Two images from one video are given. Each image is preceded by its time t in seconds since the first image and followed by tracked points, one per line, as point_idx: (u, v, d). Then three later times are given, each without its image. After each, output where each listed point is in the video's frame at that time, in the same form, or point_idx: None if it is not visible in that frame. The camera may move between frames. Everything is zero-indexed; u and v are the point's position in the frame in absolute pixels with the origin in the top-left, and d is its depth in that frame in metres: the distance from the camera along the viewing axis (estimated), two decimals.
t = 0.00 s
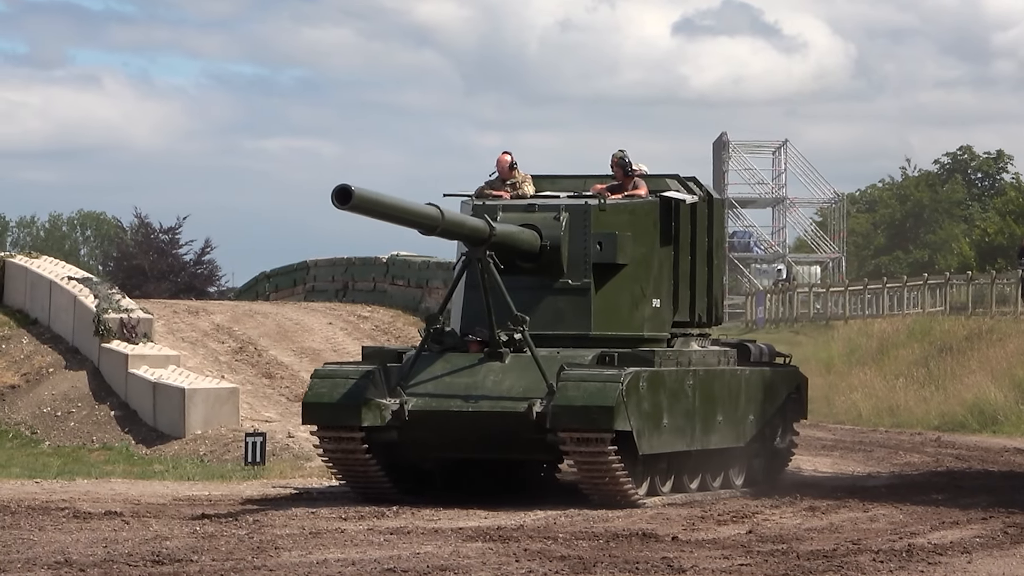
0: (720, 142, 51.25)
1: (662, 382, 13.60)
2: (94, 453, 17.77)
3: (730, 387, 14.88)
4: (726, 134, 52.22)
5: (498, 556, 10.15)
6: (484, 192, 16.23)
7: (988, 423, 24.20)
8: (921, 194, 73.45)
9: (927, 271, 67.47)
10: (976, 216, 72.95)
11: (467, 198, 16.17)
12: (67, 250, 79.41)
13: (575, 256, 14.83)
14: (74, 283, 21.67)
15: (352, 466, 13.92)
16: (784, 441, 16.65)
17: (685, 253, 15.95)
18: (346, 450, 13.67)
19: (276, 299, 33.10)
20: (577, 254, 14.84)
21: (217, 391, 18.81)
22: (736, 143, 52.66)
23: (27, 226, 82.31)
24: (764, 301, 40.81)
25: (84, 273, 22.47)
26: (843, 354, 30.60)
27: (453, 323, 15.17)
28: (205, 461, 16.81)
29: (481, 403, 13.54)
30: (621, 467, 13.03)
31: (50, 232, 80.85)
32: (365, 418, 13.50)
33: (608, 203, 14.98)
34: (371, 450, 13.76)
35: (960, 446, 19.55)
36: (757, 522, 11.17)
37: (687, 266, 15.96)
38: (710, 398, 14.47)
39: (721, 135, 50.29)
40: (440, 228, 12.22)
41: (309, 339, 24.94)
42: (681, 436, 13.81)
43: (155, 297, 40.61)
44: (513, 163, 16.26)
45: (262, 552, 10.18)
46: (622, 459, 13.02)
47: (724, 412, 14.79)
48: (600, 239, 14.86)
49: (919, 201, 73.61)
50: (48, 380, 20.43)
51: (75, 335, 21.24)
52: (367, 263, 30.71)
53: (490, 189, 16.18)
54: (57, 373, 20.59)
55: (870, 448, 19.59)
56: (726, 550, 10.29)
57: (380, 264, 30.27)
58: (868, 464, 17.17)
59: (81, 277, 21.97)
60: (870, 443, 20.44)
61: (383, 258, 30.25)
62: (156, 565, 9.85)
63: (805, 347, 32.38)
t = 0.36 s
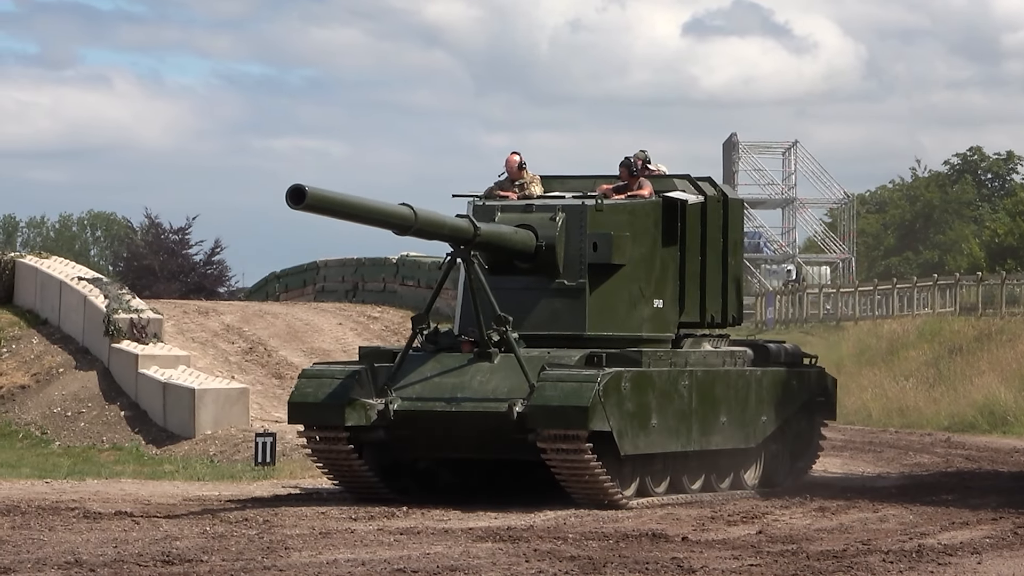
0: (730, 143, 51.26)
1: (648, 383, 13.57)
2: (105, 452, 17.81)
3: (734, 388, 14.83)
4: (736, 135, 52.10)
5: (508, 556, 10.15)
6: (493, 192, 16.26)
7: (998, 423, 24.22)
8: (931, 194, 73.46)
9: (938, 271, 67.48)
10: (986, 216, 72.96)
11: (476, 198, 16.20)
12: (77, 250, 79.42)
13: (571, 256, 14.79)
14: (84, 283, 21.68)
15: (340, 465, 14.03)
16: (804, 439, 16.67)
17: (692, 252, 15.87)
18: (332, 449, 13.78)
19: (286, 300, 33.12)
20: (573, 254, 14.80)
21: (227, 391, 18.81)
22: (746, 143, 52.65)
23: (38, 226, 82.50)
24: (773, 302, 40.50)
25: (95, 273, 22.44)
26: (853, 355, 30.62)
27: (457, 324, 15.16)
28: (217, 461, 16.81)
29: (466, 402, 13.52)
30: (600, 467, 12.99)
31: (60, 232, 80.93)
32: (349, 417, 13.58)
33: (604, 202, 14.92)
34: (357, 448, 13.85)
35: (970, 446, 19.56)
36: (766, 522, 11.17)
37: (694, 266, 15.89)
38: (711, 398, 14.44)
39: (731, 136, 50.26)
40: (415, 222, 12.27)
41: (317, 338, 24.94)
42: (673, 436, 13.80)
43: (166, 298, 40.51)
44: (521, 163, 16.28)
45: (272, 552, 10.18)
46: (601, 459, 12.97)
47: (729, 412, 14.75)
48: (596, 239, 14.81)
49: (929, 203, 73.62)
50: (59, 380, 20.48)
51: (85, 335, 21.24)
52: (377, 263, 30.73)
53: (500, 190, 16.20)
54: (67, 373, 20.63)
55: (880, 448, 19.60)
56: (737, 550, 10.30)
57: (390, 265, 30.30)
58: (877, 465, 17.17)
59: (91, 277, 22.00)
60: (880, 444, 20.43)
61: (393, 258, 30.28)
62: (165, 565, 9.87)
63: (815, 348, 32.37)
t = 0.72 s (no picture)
0: (737, 147, 51.24)
1: (631, 384, 13.71)
2: (121, 451, 18.02)
3: (733, 388, 14.93)
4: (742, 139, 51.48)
5: (519, 554, 10.31)
6: (503, 195, 16.48)
7: (1001, 423, 24.38)
8: (935, 197, 73.65)
9: (942, 272, 67.77)
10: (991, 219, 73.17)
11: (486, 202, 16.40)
12: (94, 252, 79.66)
13: (564, 257, 15.00)
14: (101, 285, 21.89)
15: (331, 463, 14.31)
16: (820, 437, 16.75)
17: (697, 254, 15.95)
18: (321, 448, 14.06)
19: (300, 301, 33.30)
20: (567, 255, 15.00)
21: (242, 391, 18.99)
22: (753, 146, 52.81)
23: (54, 229, 82.84)
24: (779, 302, 40.14)
25: (111, 276, 22.64)
26: (858, 356, 30.79)
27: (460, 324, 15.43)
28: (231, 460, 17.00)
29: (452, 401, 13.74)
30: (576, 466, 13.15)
31: (76, 234, 81.21)
32: (335, 416, 13.84)
33: (598, 205, 15.10)
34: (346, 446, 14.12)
35: (974, 446, 19.72)
36: (773, 520, 11.33)
37: (699, 267, 15.98)
38: (705, 399, 14.57)
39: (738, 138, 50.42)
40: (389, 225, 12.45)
41: (327, 338, 25.12)
42: (660, 436, 13.97)
43: (183, 299, 40.59)
44: (529, 167, 16.49)
45: (286, 550, 10.35)
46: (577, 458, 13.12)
47: (728, 412, 14.88)
48: (589, 241, 15.00)
49: (935, 205, 73.43)
50: (75, 381, 20.67)
51: (101, 336, 21.44)
52: (390, 265, 30.95)
53: (509, 192, 16.42)
54: (83, 373, 20.82)
55: (885, 447, 19.79)
56: (743, 548, 10.46)
57: (403, 267, 30.50)
58: (882, 464, 17.32)
59: (108, 279, 22.25)
60: (886, 443, 20.56)
61: (405, 259, 30.48)
62: (181, 563, 10.04)
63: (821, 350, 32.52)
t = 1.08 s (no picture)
0: (737, 157, 51.64)
1: (611, 383, 14.10)
2: (145, 449, 18.56)
3: (725, 389, 15.31)
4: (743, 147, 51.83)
5: (528, 548, 10.73)
6: (509, 204, 16.96)
7: (991, 423, 24.83)
8: (929, 205, 74.24)
9: (935, 277, 68.95)
10: (980, 227, 73.93)
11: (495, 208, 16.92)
12: (120, 257, 80.69)
13: (556, 262, 15.43)
14: (127, 288, 22.88)
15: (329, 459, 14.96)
16: (826, 437, 17.13)
17: (694, 260, 16.31)
18: (317, 445, 14.72)
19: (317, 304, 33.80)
20: (558, 260, 15.43)
21: (262, 391, 19.57)
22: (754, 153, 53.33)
23: (80, 233, 83.87)
24: (779, 307, 40.46)
25: (137, 279, 23.66)
26: (854, 358, 31.26)
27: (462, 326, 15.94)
28: (251, 458, 17.47)
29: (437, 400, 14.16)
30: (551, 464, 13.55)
31: (103, 241, 82.15)
32: (327, 414, 14.49)
33: (589, 211, 15.51)
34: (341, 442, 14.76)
35: (966, 444, 20.16)
36: (773, 515, 11.75)
37: (695, 272, 16.34)
38: (693, 399, 14.97)
39: (738, 148, 50.94)
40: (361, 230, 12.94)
41: (345, 339, 25.56)
42: (642, 435, 14.38)
43: (204, 302, 41.15)
44: (535, 175, 17.01)
45: (304, 543, 10.77)
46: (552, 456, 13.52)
47: (720, 412, 15.26)
48: (580, 246, 15.41)
49: (928, 212, 74.58)
50: (102, 380, 21.66)
51: (127, 338, 22.43)
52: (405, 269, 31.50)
53: (515, 201, 16.89)
54: (110, 373, 21.81)
55: (881, 445, 20.23)
56: (744, 542, 10.87)
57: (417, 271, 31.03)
58: (880, 463, 17.77)
59: (133, 283, 23.23)
60: (883, 441, 20.93)
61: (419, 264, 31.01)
62: (204, 555, 10.47)
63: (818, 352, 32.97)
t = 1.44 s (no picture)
0: (739, 167, 51.94)
1: (589, 385, 14.55)
2: (168, 447, 19.07)
3: (716, 390, 15.68)
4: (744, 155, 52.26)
5: (538, 543, 11.11)
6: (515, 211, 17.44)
7: (986, 423, 25.25)
8: (925, 212, 74.71)
9: (932, 282, 69.98)
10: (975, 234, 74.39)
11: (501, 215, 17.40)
12: (147, 262, 81.59)
13: (547, 267, 15.86)
14: (150, 291, 23.57)
15: (326, 456, 15.48)
16: (832, 437, 17.42)
17: (690, 265, 16.65)
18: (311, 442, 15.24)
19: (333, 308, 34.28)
20: (550, 265, 15.85)
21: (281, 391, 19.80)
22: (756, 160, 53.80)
23: (110, 238, 85.09)
24: (780, 310, 40.93)
25: (162, 284, 24.43)
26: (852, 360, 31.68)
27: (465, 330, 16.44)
28: (270, 456, 17.96)
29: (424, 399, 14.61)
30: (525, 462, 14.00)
31: (130, 246, 83.29)
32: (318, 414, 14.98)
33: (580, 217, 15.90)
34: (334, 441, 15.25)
35: (960, 443, 20.58)
36: (774, 512, 12.14)
37: (692, 277, 16.68)
38: (680, 400, 15.38)
39: (740, 158, 51.35)
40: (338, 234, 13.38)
41: (358, 341, 25.97)
42: (624, 434, 14.83)
43: (225, 305, 41.77)
44: (539, 183, 17.48)
45: (321, 538, 11.16)
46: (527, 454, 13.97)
47: (711, 412, 15.64)
48: (570, 251, 15.80)
49: (924, 219, 74.79)
50: (127, 381, 22.34)
51: (151, 340, 23.11)
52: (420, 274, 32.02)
53: (521, 208, 17.37)
54: (134, 374, 22.52)
55: (879, 445, 20.65)
56: (746, 538, 11.26)
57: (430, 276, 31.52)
58: (878, 462, 18.18)
59: (156, 287, 23.95)
60: (883, 441, 21.32)
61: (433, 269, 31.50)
62: (224, 550, 10.85)
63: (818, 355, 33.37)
